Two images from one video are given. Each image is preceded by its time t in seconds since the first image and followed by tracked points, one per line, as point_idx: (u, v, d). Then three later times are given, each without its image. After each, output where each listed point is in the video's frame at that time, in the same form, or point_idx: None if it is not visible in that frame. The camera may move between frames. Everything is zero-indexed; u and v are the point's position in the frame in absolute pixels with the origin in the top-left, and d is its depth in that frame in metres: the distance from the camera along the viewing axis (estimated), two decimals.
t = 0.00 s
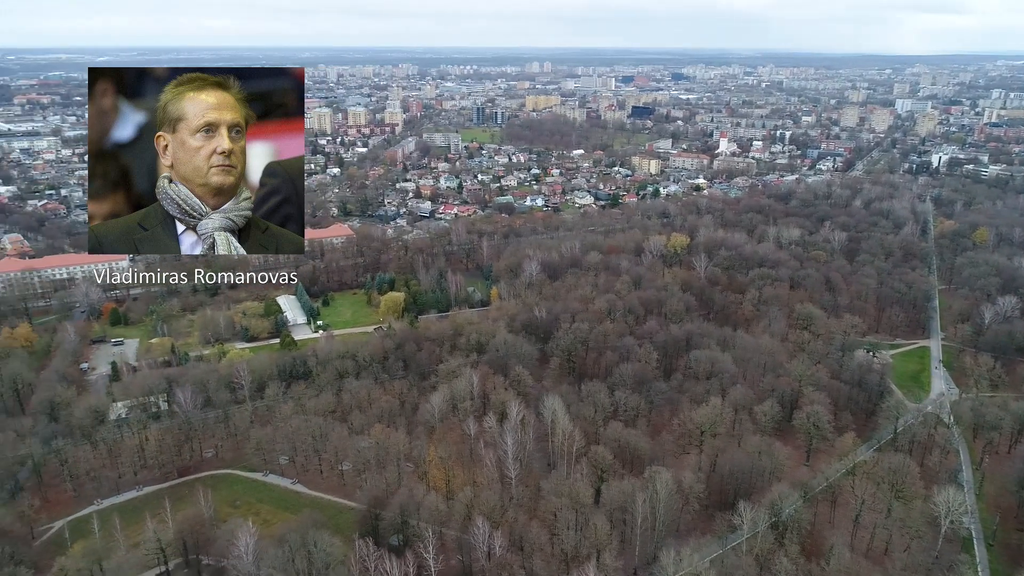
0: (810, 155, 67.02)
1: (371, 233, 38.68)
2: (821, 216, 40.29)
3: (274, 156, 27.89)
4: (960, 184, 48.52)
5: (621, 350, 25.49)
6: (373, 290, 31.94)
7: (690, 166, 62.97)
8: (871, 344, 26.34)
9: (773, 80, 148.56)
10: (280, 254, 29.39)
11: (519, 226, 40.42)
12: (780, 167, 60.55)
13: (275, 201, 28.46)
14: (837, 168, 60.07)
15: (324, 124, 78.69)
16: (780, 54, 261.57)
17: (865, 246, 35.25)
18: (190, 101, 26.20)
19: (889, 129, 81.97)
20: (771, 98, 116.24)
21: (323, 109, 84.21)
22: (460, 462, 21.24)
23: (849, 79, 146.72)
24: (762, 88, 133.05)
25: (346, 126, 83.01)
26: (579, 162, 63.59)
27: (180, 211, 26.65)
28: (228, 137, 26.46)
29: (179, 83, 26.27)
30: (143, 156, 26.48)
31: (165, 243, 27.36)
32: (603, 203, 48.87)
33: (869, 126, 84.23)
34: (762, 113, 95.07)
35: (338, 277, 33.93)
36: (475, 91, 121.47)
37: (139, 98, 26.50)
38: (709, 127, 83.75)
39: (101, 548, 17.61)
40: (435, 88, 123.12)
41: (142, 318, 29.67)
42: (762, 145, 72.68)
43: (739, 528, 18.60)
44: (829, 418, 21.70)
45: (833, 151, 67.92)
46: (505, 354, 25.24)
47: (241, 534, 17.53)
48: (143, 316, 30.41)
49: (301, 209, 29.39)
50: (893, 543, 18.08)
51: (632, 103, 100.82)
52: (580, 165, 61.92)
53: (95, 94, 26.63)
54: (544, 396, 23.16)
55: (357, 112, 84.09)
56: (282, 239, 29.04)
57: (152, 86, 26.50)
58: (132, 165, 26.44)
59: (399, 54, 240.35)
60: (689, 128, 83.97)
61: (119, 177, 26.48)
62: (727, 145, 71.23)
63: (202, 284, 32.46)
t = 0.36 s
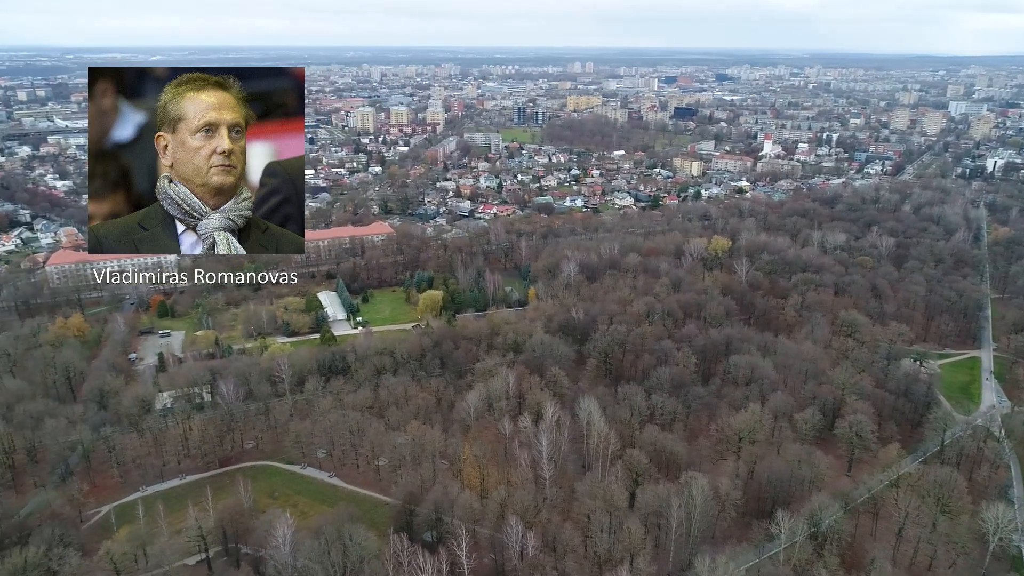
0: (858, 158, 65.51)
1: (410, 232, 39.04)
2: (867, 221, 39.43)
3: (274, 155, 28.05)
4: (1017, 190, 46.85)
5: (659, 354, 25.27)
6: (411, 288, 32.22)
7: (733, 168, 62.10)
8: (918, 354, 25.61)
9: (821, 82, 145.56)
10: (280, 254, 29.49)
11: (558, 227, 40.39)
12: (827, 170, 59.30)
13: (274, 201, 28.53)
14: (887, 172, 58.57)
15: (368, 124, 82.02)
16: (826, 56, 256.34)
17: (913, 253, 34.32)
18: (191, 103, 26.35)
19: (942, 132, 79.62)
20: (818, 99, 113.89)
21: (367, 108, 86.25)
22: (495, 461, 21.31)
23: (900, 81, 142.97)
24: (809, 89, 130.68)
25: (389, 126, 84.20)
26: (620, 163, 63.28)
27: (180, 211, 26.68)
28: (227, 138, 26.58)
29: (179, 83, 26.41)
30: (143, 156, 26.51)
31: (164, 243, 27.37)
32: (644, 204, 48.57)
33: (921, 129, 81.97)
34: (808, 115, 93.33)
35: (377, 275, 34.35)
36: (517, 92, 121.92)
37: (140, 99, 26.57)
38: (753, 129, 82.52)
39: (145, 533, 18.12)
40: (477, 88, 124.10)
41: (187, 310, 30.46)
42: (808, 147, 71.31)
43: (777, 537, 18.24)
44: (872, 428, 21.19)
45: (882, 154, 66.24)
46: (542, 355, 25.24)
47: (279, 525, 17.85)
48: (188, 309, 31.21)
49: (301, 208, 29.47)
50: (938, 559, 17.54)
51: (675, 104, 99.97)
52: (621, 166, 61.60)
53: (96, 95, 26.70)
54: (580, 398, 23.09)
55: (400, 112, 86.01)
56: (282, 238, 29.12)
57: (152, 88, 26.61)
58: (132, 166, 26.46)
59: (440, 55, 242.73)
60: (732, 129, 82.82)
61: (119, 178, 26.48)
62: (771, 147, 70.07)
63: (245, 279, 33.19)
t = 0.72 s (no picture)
0: (911, 162, 63.75)
1: (452, 230, 39.28)
2: (920, 227, 38.32)
3: (274, 155, 26.49)
4: None
5: (700, 358, 24.97)
6: (452, 287, 32.41)
7: (780, 171, 60.96)
8: (971, 365, 24.78)
9: (874, 83, 141.99)
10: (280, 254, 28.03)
11: (600, 227, 40.24)
12: (878, 174, 57.80)
13: (275, 201, 27.02)
14: (942, 177, 56.82)
15: (412, 123, 84.56)
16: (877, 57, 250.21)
17: (968, 261, 33.23)
18: (190, 100, 24.87)
19: (1002, 136, 76.90)
20: (870, 101, 111.20)
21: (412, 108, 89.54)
22: (532, 461, 21.31)
23: (959, 83, 138.56)
24: (862, 91, 127.72)
25: (433, 125, 85.36)
26: (663, 164, 62.80)
27: (180, 211, 25.22)
28: (228, 137, 25.07)
29: (178, 81, 24.89)
30: (143, 156, 25.10)
31: (165, 244, 25.86)
32: (687, 206, 48.11)
33: (979, 132, 79.33)
34: (859, 117, 91.25)
35: (419, 272, 34.68)
36: (561, 91, 122.21)
37: (139, 96, 25.08)
38: (802, 131, 81.01)
39: (190, 520, 18.62)
40: (521, 88, 124.95)
41: (234, 304, 31.19)
42: (858, 150, 69.69)
43: (818, 549, 17.83)
44: (921, 440, 20.58)
45: (937, 158, 64.28)
46: (581, 356, 25.15)
47: (318, 516, 18.15)
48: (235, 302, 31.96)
49: (302, 209, 27.93)
50: None
51: (721, 105, 98.89)
52: (664, 167, 61.12)
53: (94, 93, 25.21)
54: (619, 400, 22.95)
55: (444, 112, 88.56)
56: (283, 239, 27.61)
57: (152, 85, 25.13)
58: (132, 165, 25.05)
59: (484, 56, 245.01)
60: (780, 131, 81.45)
61: (119, 177, 25.05)
62: (821, 149, 68.66)
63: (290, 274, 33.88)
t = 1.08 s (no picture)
0: (972, 167, 61.55)
1: (496, 229, 39.37)
2: (980, 234, 36.97)
3: (274, 155, 26.70)
4: None
5: (745, 363, 24.55)
6: (495, 286, 32.53)
7: (833, 175, 59.51)
8: None
9: (933, 85, 137.63)
10: (280, 255, 28.21)
11: (645, 229, 39.91)
12: (936, 178, 55.96)
13: (275, 201, 27.22)
14: (1005, 182, 54.69)
15: (458, 123, 85.62)
16: (934, 58, 242.29)
17: None
18: (191, 101, 25.08)
19: None
20: (929, 103, 107.75)
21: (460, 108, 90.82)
22: (571, 462, 21.25)
23: None
24: (920, 93, 123.85)
25: (480, 125, 86.06)
26: (711, 166, 61.96)
27: (180, 211, 25.41)
28: (228, 137, 25.28)
29: (179, 82, 25.12)
30: (144, 156, 25.31)
31: (165, 244, 26.04)
32: (734, 209, 47.36)
33: None
34: (918, 120, 88.49)
35: (462, 271, 34.89)
36: (608, 92, 121.68)
37: (139, 97, 25.29)
38: (856, 133, 79.02)
39: (236, 508, 19.11)
40: (569, 88, 124.95)
41: (281, 298, 31.96)
42: (915, 154, 67.64)
43: (864, 564, 17.31)
44: (976, 456, 19.85)
45: (1000, 163, 61.91)
46: (623, 359, 24.97)
47: (359, 509, 18.40)
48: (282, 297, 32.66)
49: (302, 209, 28.11)
50: None
51: (772, 107, 97.21)
52: (712, 169, 60.29)
53: (94, 93, 25.44)
54: (660, 404, 22.72)
55: (491, 112, 89.04)
56: (283, 239, 27.79)
57: (152, 85, 25.31)
58: (132, 165, 25.25)
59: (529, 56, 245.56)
60: (833, 133, 79.61)
61: (119, 177, 25.26)
62: (876, 152, 66.81)
63: (337, 270, 34.51)
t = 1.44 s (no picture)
0: None
1: (542, 228, 39.39)
2: None
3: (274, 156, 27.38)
4: None
5: (793, 371, 24.01)
6: (539, 286, 32.52)
7: (890, 179, 57.76)
8: None
9: (1000, 87, 132.15)
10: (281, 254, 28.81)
11: (692, 232, 39.46)
12: (1002, 185, 53.70)
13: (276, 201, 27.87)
14: None
15: (506, 122, 85.91)
16: (996, 59, 233.48)
17: None
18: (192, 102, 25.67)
19: None
20: (996, 106, 103.49)
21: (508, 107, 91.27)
22: (611, 466, 21.08)
23: None
24: (986, 95, 119.30)
25: (528, 125, 86.32)
26: (762, 169, 60.84)
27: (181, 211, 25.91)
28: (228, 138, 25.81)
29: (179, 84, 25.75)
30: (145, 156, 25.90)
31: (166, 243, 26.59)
32: (786, 213, 46.45)
33: None
34: (983, 124, 85.16)
35: (507, 270, 35.01)
36: (658, 92, 120.54)
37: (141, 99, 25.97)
38: (916, 137, 76.47)
39: (280, 498, 19.50)
40: (618, 88, 124.24)
41: (330, 293, 32.59)
42: (980, 159, 65.10)
43: None
44: None
45: None
46: (667, 363, 24.69)
47: (400, 504, 18.51)
48: (330, 292, 33.30)
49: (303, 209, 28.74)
50: None
51: (828, 109, 94.81)
52: (763, 172, 59.16)
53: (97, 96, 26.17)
54: (704, 410, 22.39)
55: (539, 111, 89.08)
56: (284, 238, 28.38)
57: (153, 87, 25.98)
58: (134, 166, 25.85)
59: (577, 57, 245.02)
60: (892, 136, 77.25)
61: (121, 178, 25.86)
62: (936, 157, 64.55)
63: (384, 266, 34.96)
